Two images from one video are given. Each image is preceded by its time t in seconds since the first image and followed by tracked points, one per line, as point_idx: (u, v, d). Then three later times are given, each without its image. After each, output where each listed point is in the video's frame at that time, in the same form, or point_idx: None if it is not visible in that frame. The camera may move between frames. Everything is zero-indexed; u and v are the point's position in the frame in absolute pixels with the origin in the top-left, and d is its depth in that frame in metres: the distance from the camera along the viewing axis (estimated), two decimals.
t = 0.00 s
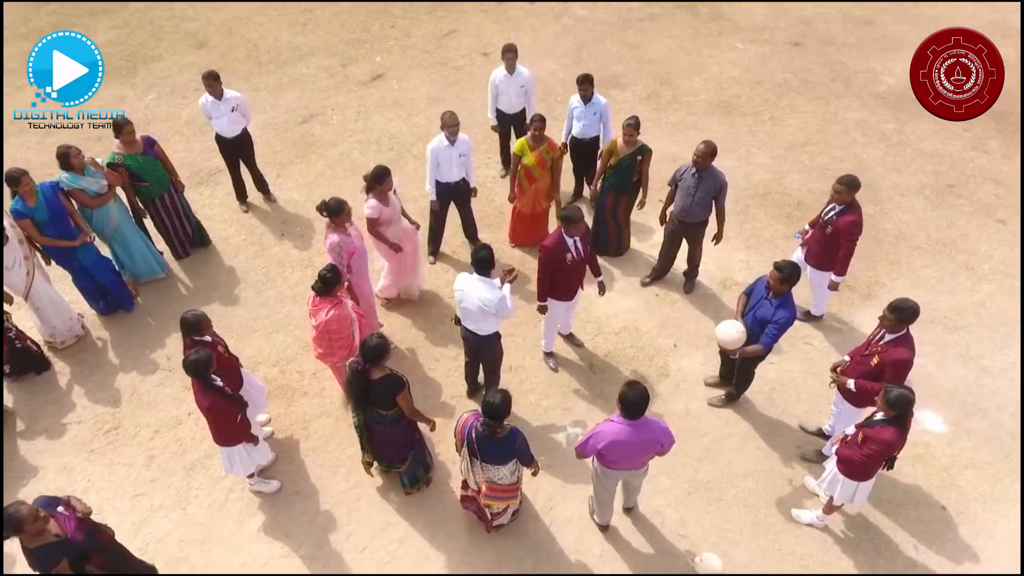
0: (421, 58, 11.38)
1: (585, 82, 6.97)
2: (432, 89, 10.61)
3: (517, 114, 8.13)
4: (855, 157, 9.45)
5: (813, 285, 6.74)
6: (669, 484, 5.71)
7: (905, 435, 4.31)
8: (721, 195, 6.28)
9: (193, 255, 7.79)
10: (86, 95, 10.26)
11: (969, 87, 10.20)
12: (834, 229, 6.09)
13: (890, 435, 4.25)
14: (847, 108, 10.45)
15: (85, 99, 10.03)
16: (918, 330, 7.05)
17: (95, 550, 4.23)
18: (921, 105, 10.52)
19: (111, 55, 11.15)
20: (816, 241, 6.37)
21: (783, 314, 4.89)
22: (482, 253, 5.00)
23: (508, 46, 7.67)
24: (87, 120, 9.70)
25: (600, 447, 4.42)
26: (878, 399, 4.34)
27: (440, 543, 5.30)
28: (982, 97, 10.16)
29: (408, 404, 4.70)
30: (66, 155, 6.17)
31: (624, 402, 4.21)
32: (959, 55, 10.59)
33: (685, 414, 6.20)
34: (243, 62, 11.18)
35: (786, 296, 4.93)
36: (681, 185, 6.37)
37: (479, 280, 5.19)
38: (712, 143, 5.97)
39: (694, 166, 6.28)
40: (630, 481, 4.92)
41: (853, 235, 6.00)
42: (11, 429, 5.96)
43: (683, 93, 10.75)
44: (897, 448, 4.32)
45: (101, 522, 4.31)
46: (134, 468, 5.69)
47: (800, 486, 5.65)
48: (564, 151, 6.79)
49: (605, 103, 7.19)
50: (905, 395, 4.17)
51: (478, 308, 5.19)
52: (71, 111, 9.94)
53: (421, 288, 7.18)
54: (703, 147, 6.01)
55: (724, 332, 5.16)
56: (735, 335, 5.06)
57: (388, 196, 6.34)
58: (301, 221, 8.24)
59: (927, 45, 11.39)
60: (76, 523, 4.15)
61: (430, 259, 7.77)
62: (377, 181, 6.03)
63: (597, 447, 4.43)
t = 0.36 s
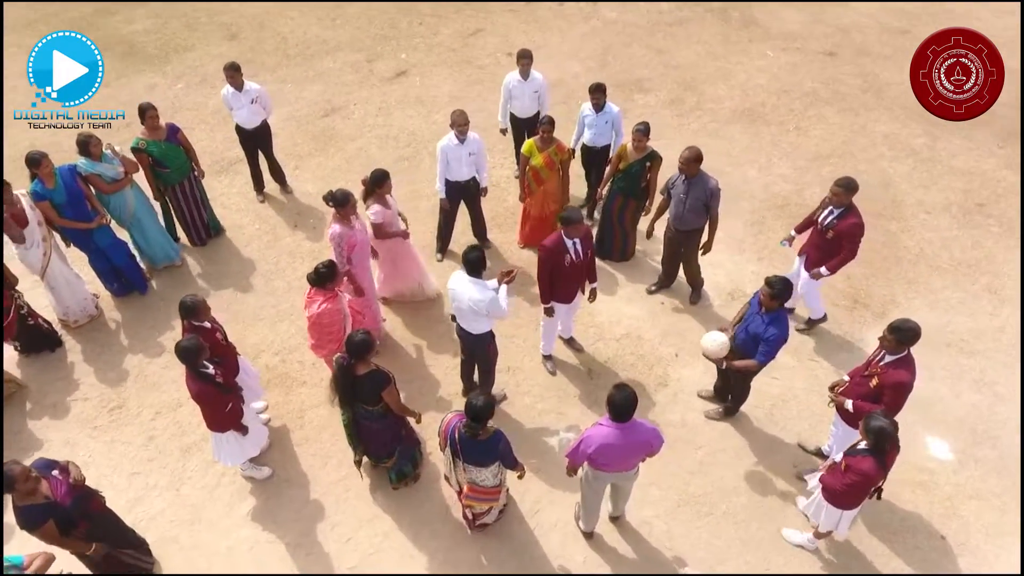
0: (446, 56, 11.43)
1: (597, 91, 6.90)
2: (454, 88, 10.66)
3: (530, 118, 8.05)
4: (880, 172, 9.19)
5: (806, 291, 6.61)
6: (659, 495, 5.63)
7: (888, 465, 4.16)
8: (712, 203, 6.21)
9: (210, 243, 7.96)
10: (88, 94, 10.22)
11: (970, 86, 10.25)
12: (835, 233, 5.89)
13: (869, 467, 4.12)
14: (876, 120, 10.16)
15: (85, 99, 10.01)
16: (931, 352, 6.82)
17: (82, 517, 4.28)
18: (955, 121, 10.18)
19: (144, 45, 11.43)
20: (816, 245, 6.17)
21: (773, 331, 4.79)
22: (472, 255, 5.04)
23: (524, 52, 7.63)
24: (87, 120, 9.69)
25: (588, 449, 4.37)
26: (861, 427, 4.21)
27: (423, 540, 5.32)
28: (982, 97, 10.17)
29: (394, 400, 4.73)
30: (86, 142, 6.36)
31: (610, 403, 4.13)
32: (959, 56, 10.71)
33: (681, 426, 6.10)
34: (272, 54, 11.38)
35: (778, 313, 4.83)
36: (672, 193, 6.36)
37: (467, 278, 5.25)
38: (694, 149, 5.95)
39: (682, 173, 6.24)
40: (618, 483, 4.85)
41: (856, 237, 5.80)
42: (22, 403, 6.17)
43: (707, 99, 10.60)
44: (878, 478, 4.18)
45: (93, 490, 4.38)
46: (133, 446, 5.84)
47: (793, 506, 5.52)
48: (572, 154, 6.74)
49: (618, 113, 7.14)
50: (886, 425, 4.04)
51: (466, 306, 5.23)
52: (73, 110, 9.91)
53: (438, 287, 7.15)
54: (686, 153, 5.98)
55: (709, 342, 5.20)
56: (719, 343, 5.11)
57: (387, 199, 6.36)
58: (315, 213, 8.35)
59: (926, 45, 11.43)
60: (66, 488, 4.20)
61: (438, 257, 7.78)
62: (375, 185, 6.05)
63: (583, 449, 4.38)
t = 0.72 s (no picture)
0: (474, 54, 11.48)
1: (618, 101, 6.77)
2: (479, 86, 10.70)
3: (550, 125, 7.88)
4: (909, 189, 8.91)
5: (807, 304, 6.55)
6: (648, 505, 5.56)
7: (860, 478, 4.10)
8: (718, 215, 6.10)
9: (229, 229, 8.14)
10: (88, 95, 10.15)
11: (969, 87, 10.22)
12: (843, 247, 5.86)
13: (839, 478, 4.07)
14: (909, 135, 9.86)
15: (86, 99, 9.98)
16: (946, 377, 6.58)
17: (77, 483, 4.38)
18: (993, 139, 9.83)
19: (183, 33, 11.74)
20: (823, 257, 6.14)
21: (761, 336, 4.77)
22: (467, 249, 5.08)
23: (547, 57, 7.36)
24: (88, 120, 9.69)
25: (579, 455, 4.26)
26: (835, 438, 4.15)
27: (408, 533, 5.36)
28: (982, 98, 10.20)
29: (379, 392, 4.84)
30: (110, 126, 6.58)
31: (601, 407, 4.01)
32: (959, 56, 10.58)
33: (678, 436, 6.02)
34: (304, 47, 11.58)
35: (769, 318, 4.78)
36: (680, 203, 6.35)
37: (461, 275, 5.29)
38: (702, 160, 5.92)
39: (689, 183, 6.23)
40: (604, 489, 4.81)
41: (864, 252, 5.77)
42: (38, 374, 6.42)
43: (735, 107, 10.42)
44: (849, 492, 4.12)
45: (90, 459, 4.47)
46: (137, 423, 6.01)
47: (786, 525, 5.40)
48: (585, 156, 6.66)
49: (635, 123, 7.07)
50: (859, 435, 4.00)
51: (462, 302, 5.25)
52: (72, 111, 9.88)
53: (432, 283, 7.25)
54: (696, 163, 5.97)
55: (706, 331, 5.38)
56: (715, 331, 5.32)
57: (392, 195, 6.45)
58: (332, 204, 8.48)
59: (926, 44, 11.36)
60: (65, 453, 4.30)
61: (448, 254, 7.83)
62: (379, 181, 6.13)
63: (574, 455, 4.27)
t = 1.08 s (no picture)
0: (498, 53, 11.52)
1: (625, 106, 6.64)
2: (501, 85, 10.73)
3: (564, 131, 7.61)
4: (935, 204, 8.64)
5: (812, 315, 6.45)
6: (636, 512, 5.50)
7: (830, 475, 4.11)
8: (734, 236, 5.93)
9: (249, 217, 8.30)
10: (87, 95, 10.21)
11: (969, 87, 10.42)
12: (846, 263, 5.78)
13: (809, 475, 4.07)
14: (939, 149, 9.58)
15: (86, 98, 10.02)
16: (958, 400, 6.37)
17: (71, 457, 4.51)
18: None
19: (217, 24, 12.04)
20: (824, 270, 6.06)
21: (754, 334, 4.74)
22: (462, 246, 5.17)
23: (563, 61, 7.15)
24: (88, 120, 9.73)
25: (566, 454, 4.15)
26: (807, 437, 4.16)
27: (394, 524, 5.41)
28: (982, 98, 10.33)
29: (366, 380, 4.95)
30: (132, 111, 6.74)
31: (587, 406, 3.98)
32: (960, 57, 10.93)
33: (672, 445, 5.95)
34: (332, 41, 11.76)
35: (762, 317, 4.79)
36: (693, 217, 6.18)
37: (458, 269, 5.33)
38: (726, 180, 5.68)
39: (708, 199, 6.01)
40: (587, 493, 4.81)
41: (866, 269, 5.71)
42: (53, 349, 6.64)
43: (759, 114, 10.26)
44: (819, 489, 4.12)
45: (86, 433, 4.60)
46: (141, 401, 6.18)
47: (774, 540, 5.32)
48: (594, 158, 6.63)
49: (642, 128, 6.87)
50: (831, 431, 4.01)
51: (457, 296, 5.28)
52: (72, 111, 9.96)
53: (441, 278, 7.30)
54: (718, 182, 5.73)
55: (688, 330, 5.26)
56: (700, 333, 5.21)
57: (411, 185, 6.46)
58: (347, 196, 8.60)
59: (926, 46, 11.54)
60: (62, 427, 4.42)
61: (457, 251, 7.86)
62: (396, 171, 6.15)
63: (561, 454, 4.16)
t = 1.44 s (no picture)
0: (521, 52, 11.55)
1: (625, 108, 6.70)
2: (521, 84, 10.74)
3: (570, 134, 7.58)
4: (956, 221, 8.40)
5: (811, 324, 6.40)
6: (619, 517, 5.48)
7: (793, 482, 4.02)
8: (739, 253, 5.75)
9: (263, 206, 8.47)
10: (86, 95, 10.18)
11: (970, 87, 10.37)
12: (843, 266, 5.79)
13: (771, 477, 3.99)
14: (966, 164, 9.30)
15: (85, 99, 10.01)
16: (963, 422, 6.18)
17: (66, 431, 4.69)
18: None
19: (248, 16, 12.29)
20: (822, 273, 6.08)
21: (740, 337, 4.64)
22: (458, 239, 5.12)
23: (568, 64, 7.04)
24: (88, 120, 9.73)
25: (532, 448, 4.28)
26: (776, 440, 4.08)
27: (378, 513, 5.47)
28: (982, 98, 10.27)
29: (354, 368, 5.03)
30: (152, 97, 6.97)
31: (554, 405, 4.07)
32: (959, 57, 10.89)
33: (661, 451, 5.90)
34: (358, 35, 11.91)
35: (754, 320, 4.68)
36: (700, 226, 6.00)
37: (457, 264, 5.32)
38: (735, 197, 5.54)
39: (716, 212, 5.82)
40: (564, 493, 4.78)
41: (864, 273, 5.68)
42: (66, 325, 6.87)
43: (781, 122, 10.09)
44: (781, 493, 4.04)
45: (81, 409, 4.77)
46: (145, 379, 6.36)
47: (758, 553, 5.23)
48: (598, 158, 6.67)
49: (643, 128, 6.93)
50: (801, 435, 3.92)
51: (452, 290, 5.31)
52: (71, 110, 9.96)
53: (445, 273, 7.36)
54: (727, 198, 5.57)
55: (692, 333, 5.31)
56: (700, 340, 5.24)
57: (425, 178, 6.52)
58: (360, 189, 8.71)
59: (926, 45, 11.48)
60: (58, 402, 4.60)
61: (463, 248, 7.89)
62: (410, 165, 6.23)
63: (527, 448, 4.29)
